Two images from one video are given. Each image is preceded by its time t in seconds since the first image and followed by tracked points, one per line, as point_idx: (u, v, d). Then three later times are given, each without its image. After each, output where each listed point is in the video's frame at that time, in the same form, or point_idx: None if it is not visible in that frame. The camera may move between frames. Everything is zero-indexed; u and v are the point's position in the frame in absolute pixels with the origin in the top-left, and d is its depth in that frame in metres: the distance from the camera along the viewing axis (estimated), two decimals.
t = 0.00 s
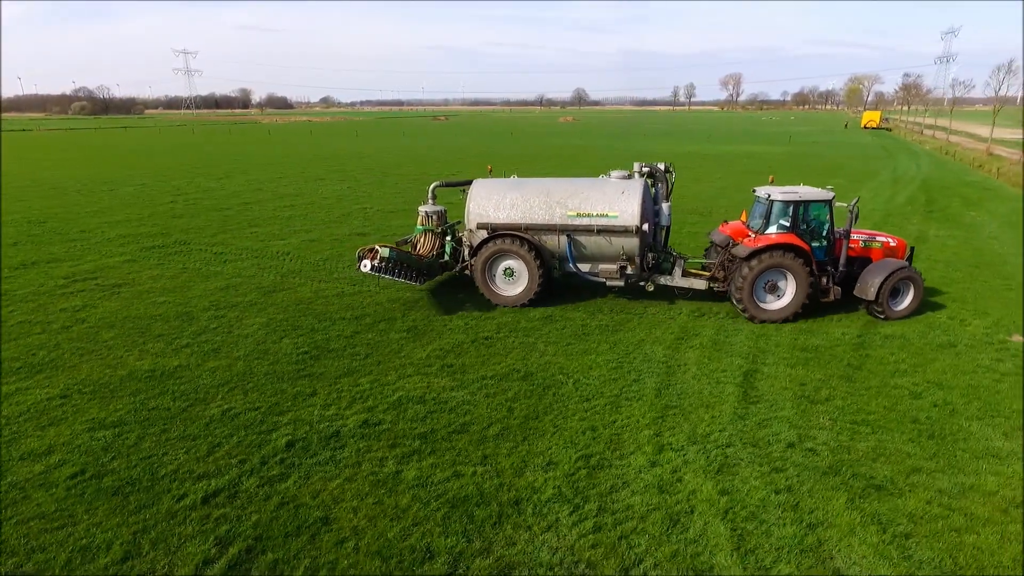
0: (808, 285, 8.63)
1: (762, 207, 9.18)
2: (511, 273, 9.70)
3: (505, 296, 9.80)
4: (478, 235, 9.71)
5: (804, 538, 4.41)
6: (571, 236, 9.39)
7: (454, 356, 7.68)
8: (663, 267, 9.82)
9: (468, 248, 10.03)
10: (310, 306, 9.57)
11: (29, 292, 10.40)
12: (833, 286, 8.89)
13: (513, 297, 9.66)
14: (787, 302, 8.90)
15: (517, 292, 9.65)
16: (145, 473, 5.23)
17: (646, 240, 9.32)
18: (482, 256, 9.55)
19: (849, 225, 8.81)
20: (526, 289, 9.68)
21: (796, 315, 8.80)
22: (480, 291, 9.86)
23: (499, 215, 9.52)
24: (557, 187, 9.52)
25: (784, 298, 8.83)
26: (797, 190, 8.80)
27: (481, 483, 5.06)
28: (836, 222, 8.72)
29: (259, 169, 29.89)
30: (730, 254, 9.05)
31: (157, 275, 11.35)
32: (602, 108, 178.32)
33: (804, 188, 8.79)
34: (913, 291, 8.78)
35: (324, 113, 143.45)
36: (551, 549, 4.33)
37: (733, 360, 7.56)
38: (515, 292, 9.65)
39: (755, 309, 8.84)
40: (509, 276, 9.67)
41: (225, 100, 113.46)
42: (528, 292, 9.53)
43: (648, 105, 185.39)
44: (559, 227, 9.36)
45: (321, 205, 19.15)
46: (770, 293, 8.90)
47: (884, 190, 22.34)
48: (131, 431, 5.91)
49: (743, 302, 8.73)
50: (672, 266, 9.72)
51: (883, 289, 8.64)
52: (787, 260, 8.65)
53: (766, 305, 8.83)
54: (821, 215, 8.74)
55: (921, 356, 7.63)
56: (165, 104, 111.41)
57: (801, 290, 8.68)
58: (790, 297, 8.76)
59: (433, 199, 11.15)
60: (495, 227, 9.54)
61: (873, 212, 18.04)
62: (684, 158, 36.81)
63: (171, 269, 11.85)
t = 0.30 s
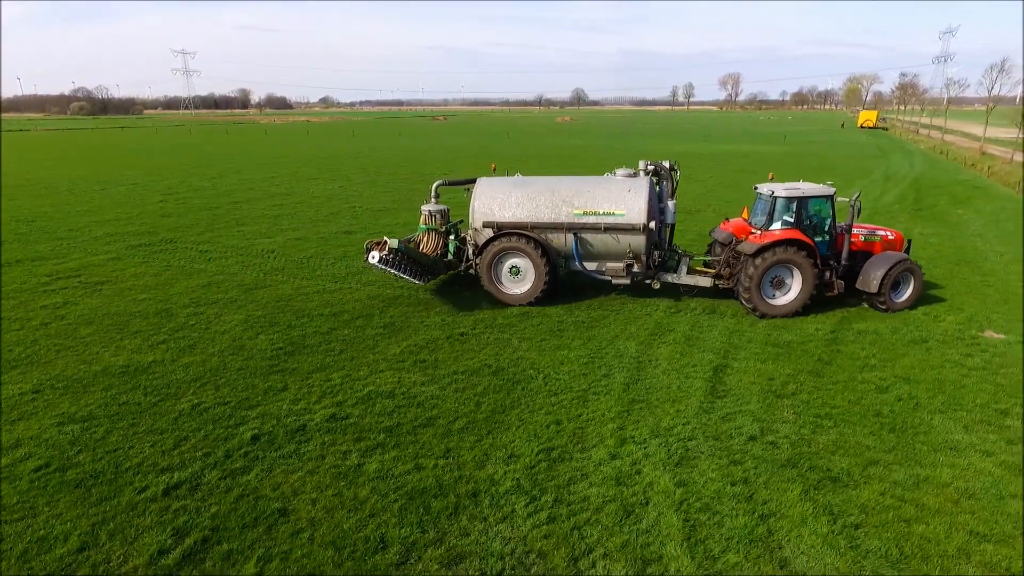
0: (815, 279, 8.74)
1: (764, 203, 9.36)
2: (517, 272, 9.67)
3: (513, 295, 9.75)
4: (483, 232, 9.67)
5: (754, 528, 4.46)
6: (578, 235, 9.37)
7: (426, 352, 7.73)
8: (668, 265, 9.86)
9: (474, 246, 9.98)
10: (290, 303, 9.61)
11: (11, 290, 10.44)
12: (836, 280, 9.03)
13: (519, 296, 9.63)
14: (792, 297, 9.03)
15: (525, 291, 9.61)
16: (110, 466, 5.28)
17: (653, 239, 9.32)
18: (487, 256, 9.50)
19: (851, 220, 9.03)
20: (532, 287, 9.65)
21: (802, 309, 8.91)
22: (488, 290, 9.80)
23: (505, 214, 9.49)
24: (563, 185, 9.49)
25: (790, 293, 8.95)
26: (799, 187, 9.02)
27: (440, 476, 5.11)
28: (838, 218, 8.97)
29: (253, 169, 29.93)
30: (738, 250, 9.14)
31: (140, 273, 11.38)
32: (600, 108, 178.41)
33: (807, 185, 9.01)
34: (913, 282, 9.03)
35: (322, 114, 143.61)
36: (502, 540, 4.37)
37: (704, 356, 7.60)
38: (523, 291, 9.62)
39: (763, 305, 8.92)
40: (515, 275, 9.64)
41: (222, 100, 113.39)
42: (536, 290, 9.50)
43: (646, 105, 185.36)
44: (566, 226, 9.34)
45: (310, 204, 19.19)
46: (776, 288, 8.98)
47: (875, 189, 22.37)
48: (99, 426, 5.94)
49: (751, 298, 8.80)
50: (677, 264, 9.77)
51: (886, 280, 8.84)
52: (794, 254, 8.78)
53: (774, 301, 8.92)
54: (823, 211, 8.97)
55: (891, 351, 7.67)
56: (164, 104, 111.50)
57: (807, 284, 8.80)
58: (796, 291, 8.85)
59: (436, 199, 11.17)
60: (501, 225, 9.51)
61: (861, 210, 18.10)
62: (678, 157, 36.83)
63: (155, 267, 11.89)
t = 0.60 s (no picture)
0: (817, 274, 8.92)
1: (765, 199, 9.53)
2: (521, 269, 9.62)
3: (517, 293, 9.71)
4: (486, 230, 9.56)
5: (702, 517, 4.52)
6: (582, 232, 9.31)
7: (398, 347, 7.78)
8: (671, 261, 9.88)
9: (475, 244, 9.89)
10: (268, 300, 9.66)
11: None
12: (836, 274, 9.25)
13: (523, 294, 9.63)
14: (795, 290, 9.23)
15: (529, 289, 9.60)
16: (73, 458, 5.34)
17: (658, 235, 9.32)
18: (492, 254, 9.45)
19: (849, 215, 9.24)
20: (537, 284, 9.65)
21: (806, 303, 9.08)
22: (491, 288, 9.77)
23: (507, 211, 9.39)
24: (566, 182, 9.41)
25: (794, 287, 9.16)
26: (799, 183, 9.14)
27: (399, 467, 5.17)
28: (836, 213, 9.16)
29: (245, 168, 29.98)
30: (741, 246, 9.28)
31: (123, 271, 11.43)
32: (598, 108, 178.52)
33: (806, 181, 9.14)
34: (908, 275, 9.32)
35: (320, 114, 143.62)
36: (452, 529, 4.43)
37: (673, 350, 7.66)
38: (528, 289, 9.60)
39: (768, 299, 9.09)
40: (520, 273, 9.61)
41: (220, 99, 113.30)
42: (540, 287, 9.49)
43: (645, 105, 185.43)
44: (570, 223, 9.28)
45: (299, 202, 19.25)
46: (779, 284, 9.14)
47: (863, 188, 22.45)
48: (66, 419, 6.00)
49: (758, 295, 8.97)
50: (679, 260, 9.81)
51: (883, 273, 9.14)
52: (796, 250, 8.95)
53: (778, 295, 9.09)
54: (822, 206, 9.14)
55: (860, 346, 7.73)
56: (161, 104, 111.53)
57: (810, 278, 8.97)
58: (800, 286, 9.02)
59: (438, 195, 11.16)
60: (504, 223, 9.40)
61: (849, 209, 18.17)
62: (671, 155, 36.85)
63: (138, 264, 11.94)
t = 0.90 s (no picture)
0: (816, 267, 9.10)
1: (763, 194, 9.72)
2: (524, 269, 9.60)
3: (520, 292, 9.71)
4: (490, 230, 9.46)
5: (642, 505, 4.60)
6: (585, 230, 9.30)
7: (366, 342, 7.85)
8: (672, 257, 9.96)
9: (476, 243, 9.80)
10: (242, 296, 9.72)
11: None
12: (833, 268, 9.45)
13: (528, 293, 9.64)
14: (794, 283, 9.42)
15: (532, 287, 9.61)
16: (30, 449, 5.40)
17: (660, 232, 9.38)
18: (495, 255, 9.39)
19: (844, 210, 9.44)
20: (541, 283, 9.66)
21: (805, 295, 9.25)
22: (494, 287, 9.76)
23: (511, 211, 9.29)
24: (568, 180, 9.35)
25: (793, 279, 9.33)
26: (796, 178, 9.31)
27: (350, 457, 5.24)
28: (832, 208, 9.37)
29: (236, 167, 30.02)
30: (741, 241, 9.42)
31: (102, 268, 11.49)
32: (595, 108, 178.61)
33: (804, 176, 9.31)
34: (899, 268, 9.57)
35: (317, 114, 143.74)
36: (396, 517, 4.51)
37: (637, 345, 7.73)
38: (531, 288, 9.61)
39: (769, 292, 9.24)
40: (522, 272, 9.60)
41: (216, 99, 113.22)
42: (543, 285, 9.51)
43: (643, 104, 185.47)
44: (574, 221, 9.25)
45: (286, 201, 19.30)
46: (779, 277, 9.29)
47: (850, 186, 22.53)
48: (28, 412, 6.06)
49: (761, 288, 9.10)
50: (679, 256, 9.91)
51: (877, 266, 9.34)
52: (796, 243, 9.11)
53: (778, 288, 9.24)
54: (818, 201, 9.34)
55: (823, 340, 7.81)
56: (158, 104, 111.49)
57: (809, 271, 9.15)
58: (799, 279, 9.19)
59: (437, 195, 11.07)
60: (508, 223, 9.30)
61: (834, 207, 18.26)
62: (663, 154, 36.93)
63: (118, 262, 12.00)
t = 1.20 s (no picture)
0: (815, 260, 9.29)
1: (759, 189, 9.87)
2: (528, 266, 9.64)
3: (524, 289, 9.74)
4: (492, 227, 9.48)
5: (591, 495, 4.67)
6: (589, 226, 9.37)
7: (337, 337, 7.93)
8: (672, 252, 10.12)
9: (479, 241, 9.81)
10: (221, 293, 9.80)
11: None
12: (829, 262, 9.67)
13: (530, 290, 9.73)
14: (793, 277, 9.62)
15: (536, 284, 9.65)
16: None
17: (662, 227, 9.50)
18: (497, 253, 9.42)
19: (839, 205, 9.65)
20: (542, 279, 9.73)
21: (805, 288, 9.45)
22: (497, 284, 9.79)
23: (513, 208, 9.34)
24: (571, 176, 9.42)
25: (792, 273, 9.54)
26: (794, 173, 9.50)
27: (310, 449, 5.32)
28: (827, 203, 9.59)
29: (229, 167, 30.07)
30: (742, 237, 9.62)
31: (85, 265, 11.55)
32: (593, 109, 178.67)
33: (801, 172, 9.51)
34: (891, 261, 9.84)
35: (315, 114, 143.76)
36: (348, 506, 4.58)
37: (606, 340, 7.80)
38: (535, 285, 9.65)
39: (770, 287, 9.44)
40: (526, 269, 9.65)
41: (212, 98, 112.85)
42: (547, 282, 9.56)
43: (641, 104, 185.50)
44: (578, 218, 9.31)
45: (275, 200, 19.39)
46: (780, 271, 9.49)
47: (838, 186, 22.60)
48: None
49: (761, 283, 9.27)
50: (679, 251, 10.08)
51: (871, 260, 9.58)
52: (795, 237, 9.29)
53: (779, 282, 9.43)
54: (815, 196, 9.54)
55: (791, 335, 7.89)
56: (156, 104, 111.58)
57: (808, 265, 9.35)
58: (799, 272, 9.39)
59: (437, 194, 11.04)
60: (512, 220, 9.35)
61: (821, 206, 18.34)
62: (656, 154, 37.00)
63: (101, 259, 12.07)
